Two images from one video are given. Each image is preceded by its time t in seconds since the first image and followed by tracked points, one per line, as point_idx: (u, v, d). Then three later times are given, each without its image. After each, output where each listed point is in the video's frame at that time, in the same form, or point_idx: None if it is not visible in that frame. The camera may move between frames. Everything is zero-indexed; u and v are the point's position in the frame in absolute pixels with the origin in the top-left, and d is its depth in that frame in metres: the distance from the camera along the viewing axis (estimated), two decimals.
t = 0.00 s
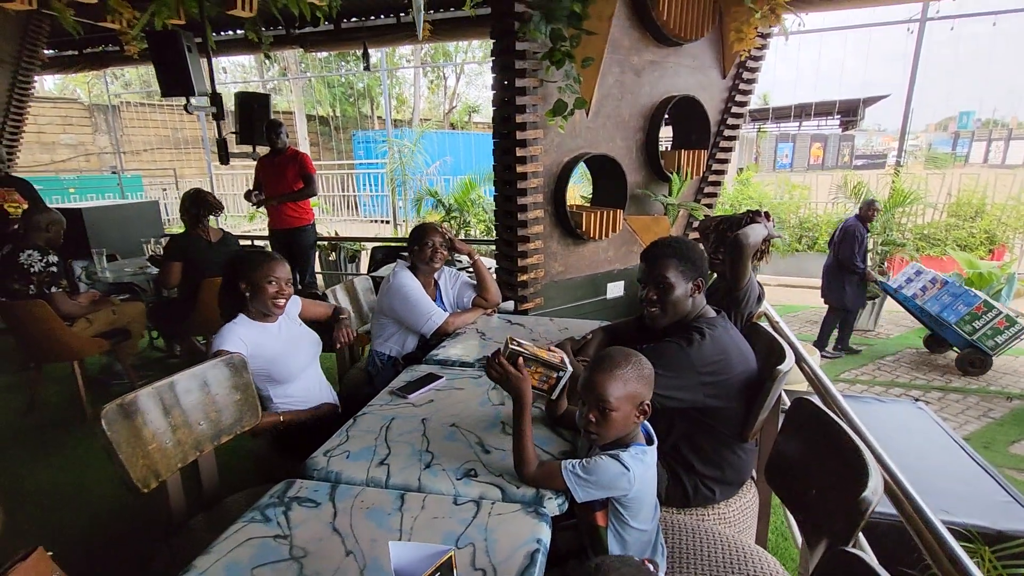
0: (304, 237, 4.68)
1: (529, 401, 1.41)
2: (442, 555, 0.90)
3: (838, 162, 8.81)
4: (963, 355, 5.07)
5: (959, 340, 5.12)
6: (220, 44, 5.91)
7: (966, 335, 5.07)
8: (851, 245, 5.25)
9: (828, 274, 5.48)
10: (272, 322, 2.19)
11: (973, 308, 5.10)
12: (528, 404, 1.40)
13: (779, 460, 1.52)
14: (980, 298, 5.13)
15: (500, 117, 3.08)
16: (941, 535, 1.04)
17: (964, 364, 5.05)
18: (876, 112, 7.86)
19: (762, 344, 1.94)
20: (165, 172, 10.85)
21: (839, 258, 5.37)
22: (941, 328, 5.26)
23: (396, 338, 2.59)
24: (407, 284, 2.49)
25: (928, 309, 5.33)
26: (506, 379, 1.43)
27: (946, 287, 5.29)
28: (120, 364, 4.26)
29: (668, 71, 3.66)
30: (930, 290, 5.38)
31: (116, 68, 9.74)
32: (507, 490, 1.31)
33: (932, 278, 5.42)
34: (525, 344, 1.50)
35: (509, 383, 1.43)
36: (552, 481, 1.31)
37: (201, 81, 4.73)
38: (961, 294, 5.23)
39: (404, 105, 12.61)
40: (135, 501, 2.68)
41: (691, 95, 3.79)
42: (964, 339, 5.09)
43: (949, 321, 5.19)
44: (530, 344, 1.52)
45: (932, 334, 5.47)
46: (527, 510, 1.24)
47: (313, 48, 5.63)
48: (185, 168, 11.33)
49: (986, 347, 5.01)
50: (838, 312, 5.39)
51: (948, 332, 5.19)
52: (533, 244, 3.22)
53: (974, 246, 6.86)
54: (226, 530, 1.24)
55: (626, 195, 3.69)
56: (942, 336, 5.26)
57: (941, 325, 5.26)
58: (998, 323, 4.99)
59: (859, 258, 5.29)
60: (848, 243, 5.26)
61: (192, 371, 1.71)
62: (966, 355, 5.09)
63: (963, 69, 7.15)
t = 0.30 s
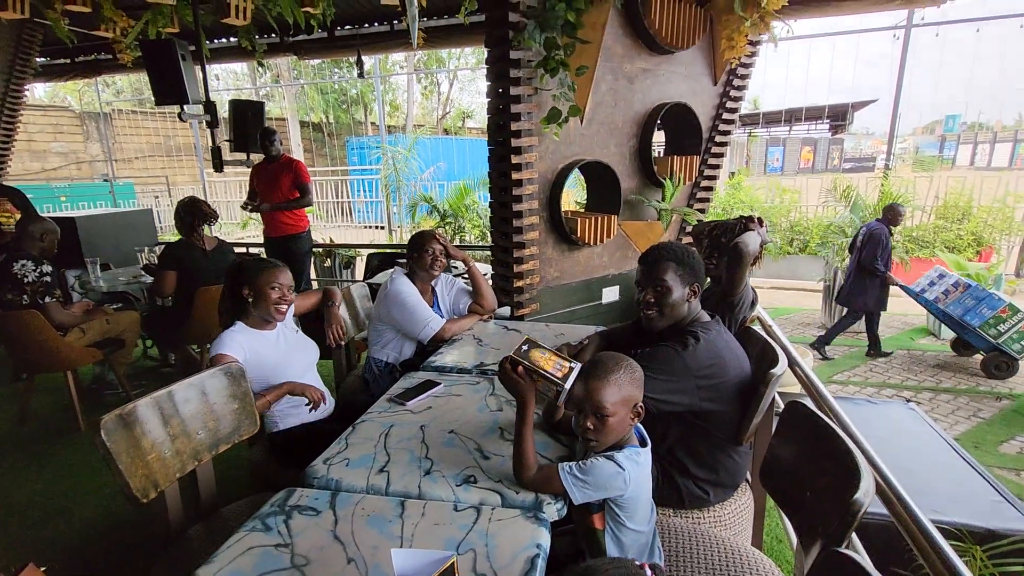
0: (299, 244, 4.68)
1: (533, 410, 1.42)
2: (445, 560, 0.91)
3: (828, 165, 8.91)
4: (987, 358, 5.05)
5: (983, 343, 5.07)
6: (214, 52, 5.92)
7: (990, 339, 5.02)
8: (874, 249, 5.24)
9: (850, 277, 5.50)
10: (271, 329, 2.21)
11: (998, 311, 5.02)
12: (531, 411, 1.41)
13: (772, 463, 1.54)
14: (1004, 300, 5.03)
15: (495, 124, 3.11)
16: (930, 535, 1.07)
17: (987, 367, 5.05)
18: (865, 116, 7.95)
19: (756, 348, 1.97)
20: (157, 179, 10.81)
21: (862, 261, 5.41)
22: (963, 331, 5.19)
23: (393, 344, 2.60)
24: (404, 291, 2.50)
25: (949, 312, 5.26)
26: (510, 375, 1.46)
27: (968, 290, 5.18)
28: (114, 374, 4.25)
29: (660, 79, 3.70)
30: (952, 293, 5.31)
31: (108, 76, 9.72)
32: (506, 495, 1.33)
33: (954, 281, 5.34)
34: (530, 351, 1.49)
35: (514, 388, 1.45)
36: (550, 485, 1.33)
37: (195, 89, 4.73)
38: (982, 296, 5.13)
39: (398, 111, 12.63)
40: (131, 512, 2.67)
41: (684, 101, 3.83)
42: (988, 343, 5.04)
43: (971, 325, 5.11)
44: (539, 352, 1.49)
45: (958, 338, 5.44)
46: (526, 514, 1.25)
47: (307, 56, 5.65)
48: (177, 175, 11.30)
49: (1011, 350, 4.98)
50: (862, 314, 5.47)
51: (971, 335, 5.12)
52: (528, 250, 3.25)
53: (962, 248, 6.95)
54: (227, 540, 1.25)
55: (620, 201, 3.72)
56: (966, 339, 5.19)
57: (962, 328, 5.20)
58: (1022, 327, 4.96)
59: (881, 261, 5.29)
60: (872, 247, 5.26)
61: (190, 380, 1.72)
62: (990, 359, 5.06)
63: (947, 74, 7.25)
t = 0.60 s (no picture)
0: (289, 248, 4.67)
1: (524, 411, 1.43)
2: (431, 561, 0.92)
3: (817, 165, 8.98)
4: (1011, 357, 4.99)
5: (1008, 343, 5.00)
6: (203, 57, 5.90)
7: (1011, 338, 4.98)
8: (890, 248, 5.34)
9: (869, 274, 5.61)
10: (262, 334, 2.22)
11: (1020, 310, 5.04)
12: (521, 413, 1.42)
13: (756, 459, 1.56)
14: None
15: (483, 128, 3.12)
16: (907, 529, 1.09)
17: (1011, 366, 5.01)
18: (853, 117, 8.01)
19: (742, 347, 1.99)
20: (147, 184, 10.73)
21: (880, 261, 5.49)
22: (985, 330, 5.18)
23: (385, 348, 2.60)
24: (394, 294, 2.51)
25: (970, 310, 5.28)
26: (502, 383, 1.44)
27: (989, 288, 5.22)
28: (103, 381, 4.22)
29: (647, 82, 3.73)
30: (974, 292, 5.34)
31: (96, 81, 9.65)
32: (494, 496, 1.33)
33: (976, 280, 5.38)
34: (520, 355, 1.48)
35: (505, 393, 1.44)
36: (538, 484, 1.34)
37: (184, 94, 4.72)
38: (1005, 295, 5.15)
39: (389, 114, 12.62)
40: (120, 519, 2.65)
41: (671, 104, 3.86)
42: (1010, 342, 4.99)
43: (993, 323, 5.12)
44: (528, 356, 1.48)
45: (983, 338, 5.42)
46: (513, 515, 1.26)
47: (297, 60, 5.64)
48: (167, 180, 11.23)
49: None
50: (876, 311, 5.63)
51: (994, 335, 5.09)
52: (518, 253, 3.26)
53: (949, 247, 7.02)
54: (215, 545, 1.25)
55: (610, 203, 3.74)
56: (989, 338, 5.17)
57: (984, 327, 5.20)
58: None
59: (898, 259, 5.40)
60: (888, 246, 5.35)
61: (178, 386, 1.72)
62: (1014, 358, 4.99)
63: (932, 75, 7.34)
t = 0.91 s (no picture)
0: (281, 250, 4.65)
1: (517, 408, 1.42)
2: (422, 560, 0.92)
3: (807, 165, 9.05)
4: None
5: None
6: (193, 58, 5.86)
7: None
8: (910, 247, 5.37)
9: (887, 275, 5.55)
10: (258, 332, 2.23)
11: None
12: (513, 412, 1.41)
13: (747, 455, 1.57)
14: None
15: (475, 128, 3.12)
16: (897, 523, 1.10)
17: None
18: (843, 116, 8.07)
19: (733, 345, 2.00)
20: (137, 186, 10.65)
21: (899, 260, 5.47)
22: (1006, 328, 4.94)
23: (377, 348, 2.59)
24: (386, 295, 2.50)
25: (990, 309, 5.11)
26: (496, 381, 1.42)
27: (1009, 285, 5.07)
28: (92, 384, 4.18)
29: (639, 81, 3.74)
30: (995, 291, 5.18)
31: (85, 82, 9.57)
32: (486, 495, 1.33)
33: (998, 280, 5.22)
34: (511, 355, 1.43)
35: (498, 391, 1.43)
36: (531, 482, 1.34)
37: (174, 95, 4.68)
38: None
39: (381, 115, 12.60)
40: (110, 524, 2.63)
41: (662, 104, 3.88)
42: None
43: (1013, 319, 4.90)
44: (520, 356, 1.43)
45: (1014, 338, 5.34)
46: (506, 514, 1.26)
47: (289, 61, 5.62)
48: (157, 182, 11.15)
49: None
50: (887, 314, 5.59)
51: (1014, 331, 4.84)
52: (511, 252, 3.26)
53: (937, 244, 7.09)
54: (205, 547, 1.24)
55: (602, 203, 3.75)
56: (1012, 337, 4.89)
57: (1006, 326, 4.96)
58: None
59: (917, 258, 5.42)
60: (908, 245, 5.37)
61: (168, 387, 1.71)
62: None
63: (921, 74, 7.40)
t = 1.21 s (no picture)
0: (277, 249, 4.64)
1: (515, 406, 1.42)
2: (418, 558, 0.91)
3: (802, 163, 9.07)
4: None
5: None
6: (186, 56, 5.83)
7: None
8: (933, 240, 5.42)
9: (912, 270, 5.60)
10: (256, 330, 2.22)
11: None
12: (512, 410, 1.41)
13: (743, 451, 1.58)
14: None
15: (471, 126, 3.12)
16: (892, 518, 1.10)
17: None
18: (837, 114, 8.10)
19: (729, 342, 2.01)
20: (130, 185, 10.60)
21: (923, 255, 5.51)
22: None
23: (373, 348, 2.58)
24: (382, 293, 2.50)
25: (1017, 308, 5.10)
26: (492, 378, 1.42)
27: None
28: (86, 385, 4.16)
29: (634, 80, 3.74)
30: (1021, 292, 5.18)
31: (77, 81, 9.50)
32: (484, 493, 1.33)
33: None
34: (509, 351, 1.43)
35: (495, 388, 1.42)
36: (528, 480, 1.34)
37: (167, 93, 4.66)
38: None
39: (377, 114, 12.56)
40: (105, 525, 2.61)
41: (658, 102, 3.88)
42: None
43: None
44: (518, 352, 1.42)
45: None
46: (503, 511, 1.26)
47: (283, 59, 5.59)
48: (151, 181, 11.10)
49: None
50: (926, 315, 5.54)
51: None
52: (507, 251, 3.26)
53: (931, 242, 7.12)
54: (201, 547, 1.23)
55: (598, 201, 3.76)
56: None
57: None
58: None
59: (941, 254, 5.43)
60: (929, 239, 5.44)
61: (163, 387, 1.69)
62: None
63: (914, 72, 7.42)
